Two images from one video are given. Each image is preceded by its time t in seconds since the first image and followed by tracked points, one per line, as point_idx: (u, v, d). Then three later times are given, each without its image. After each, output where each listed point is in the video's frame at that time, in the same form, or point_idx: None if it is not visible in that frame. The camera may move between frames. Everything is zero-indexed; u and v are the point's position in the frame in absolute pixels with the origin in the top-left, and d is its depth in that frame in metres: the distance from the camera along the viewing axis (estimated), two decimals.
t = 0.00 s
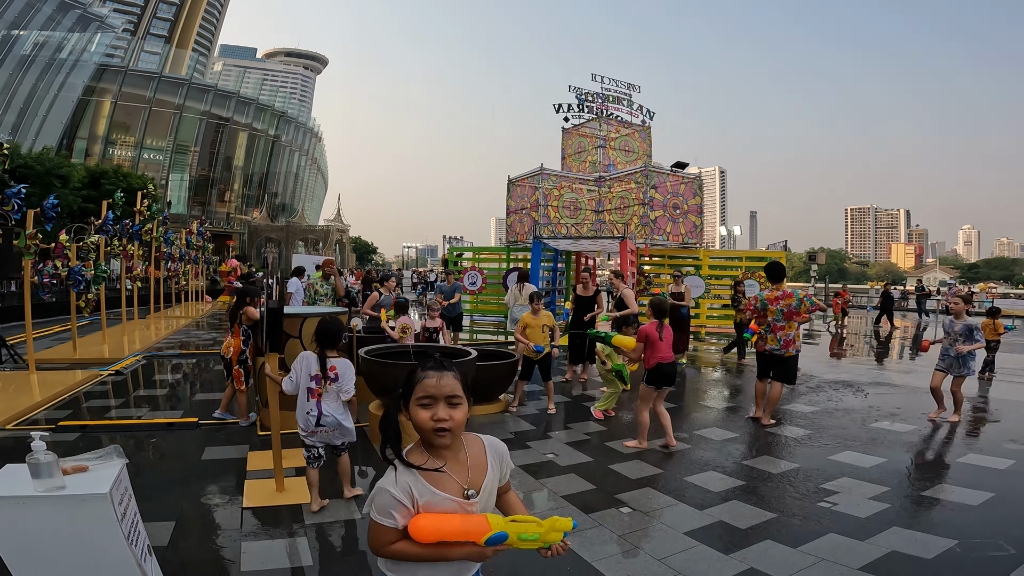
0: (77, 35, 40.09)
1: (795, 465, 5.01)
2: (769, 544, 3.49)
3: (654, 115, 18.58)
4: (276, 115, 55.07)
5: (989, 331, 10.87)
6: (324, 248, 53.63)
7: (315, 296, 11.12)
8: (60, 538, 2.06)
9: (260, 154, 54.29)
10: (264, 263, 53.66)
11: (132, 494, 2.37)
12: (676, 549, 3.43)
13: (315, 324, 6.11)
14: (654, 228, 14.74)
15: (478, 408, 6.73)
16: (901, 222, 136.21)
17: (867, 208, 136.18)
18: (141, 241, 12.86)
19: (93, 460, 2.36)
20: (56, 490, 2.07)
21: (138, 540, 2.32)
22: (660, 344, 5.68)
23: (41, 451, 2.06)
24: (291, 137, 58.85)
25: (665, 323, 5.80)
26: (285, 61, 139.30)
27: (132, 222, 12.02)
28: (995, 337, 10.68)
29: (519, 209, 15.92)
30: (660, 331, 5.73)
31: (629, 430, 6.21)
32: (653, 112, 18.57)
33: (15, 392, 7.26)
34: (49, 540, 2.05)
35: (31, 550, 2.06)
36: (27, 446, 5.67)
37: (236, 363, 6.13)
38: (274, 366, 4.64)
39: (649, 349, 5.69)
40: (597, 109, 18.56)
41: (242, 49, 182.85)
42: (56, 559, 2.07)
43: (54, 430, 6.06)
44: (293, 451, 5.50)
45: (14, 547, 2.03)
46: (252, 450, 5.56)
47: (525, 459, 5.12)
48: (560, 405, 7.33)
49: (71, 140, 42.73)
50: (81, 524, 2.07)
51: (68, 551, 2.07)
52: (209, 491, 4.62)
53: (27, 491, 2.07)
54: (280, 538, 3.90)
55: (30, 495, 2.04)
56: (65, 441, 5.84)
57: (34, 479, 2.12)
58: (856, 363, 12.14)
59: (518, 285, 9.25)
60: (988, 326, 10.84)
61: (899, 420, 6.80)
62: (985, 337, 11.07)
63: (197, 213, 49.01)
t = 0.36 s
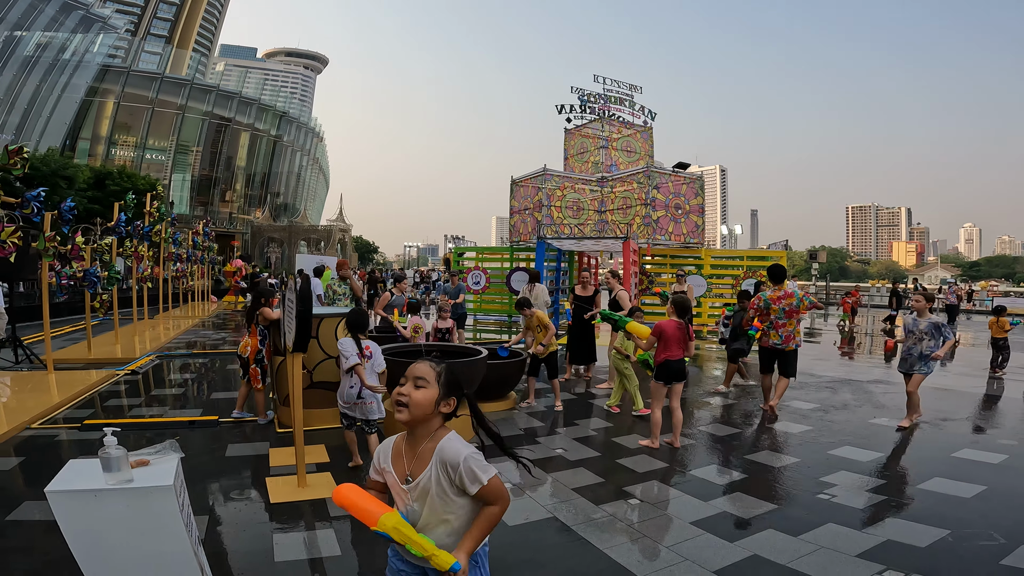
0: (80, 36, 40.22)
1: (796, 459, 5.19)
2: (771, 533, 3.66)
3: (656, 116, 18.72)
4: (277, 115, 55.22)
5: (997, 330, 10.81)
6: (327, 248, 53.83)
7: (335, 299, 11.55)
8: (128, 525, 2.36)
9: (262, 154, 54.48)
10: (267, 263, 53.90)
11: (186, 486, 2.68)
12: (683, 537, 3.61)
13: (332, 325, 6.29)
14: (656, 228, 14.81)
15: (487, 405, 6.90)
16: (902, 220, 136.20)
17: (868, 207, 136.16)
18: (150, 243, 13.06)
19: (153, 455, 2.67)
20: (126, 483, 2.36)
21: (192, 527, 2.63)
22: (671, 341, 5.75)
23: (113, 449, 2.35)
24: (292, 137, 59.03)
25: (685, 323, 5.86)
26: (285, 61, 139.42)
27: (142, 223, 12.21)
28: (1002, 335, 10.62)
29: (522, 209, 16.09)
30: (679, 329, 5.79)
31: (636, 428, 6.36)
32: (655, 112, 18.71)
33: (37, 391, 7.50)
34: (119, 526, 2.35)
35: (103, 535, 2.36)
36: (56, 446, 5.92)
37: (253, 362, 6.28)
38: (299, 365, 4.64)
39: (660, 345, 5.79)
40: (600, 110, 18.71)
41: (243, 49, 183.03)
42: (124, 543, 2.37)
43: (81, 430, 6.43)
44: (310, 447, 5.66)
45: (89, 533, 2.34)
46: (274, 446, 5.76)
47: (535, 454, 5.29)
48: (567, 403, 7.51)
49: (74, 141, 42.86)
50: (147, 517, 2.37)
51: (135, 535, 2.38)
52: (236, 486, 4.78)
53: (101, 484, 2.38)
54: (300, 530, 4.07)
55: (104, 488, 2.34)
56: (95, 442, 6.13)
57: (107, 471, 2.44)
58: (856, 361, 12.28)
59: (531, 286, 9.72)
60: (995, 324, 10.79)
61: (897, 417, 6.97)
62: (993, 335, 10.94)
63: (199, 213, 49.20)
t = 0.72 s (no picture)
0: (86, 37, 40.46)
1: (793, 456, 5.31)
2: (768, 526, 3.80)
3: (658, 117, 18.85)
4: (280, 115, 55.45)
5: (1002, 329, 11.06)
6: (330, 248, 54.08)
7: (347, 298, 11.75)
8: (165, 516, 2.47)
9: (266, 154, 54.74)
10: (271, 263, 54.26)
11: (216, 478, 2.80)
12: (682, 529, 3.75)
13: (341, 324, 6.42)
14: (658, 229, 14.88)
15: (491, 403, 7.05)
16: (905, 220, 136.07)
17: (871, 206, 136.01)
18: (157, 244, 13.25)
19: (185, 449, 2.80)
20: (163, 475, 2.48)
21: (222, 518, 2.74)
22: (672, 341, 5.83)
23: (153, 443, 2.48)
24: (295, 137, 59.30)
25: (686, 323, 5.98)
26: (288, 61, 139.65)
27: (151, 224, 12.43)
28: (1009, 335, 10.84)
29: (525, 210, 16.24)
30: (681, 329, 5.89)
31: (636, 425, 6.51)
32: (657, 113, 18.84)
33: (52, 390, 7.68)
34: (156, 516, 2.47)
35: (141, 526, 2.48)
36: (75, 444, 6.09)
37: (260, 361, 6.45)
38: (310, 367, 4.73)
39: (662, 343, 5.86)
40: (602, 111, 18.84)
41: (246, 49, 183.52)
42: (160, 534, 2.48)
43: (98, 428, 6.64)
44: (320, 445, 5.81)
45: (127, 523, 2.45)
46: (285, 443, 5.91)
47: (538, 450, 5.44)
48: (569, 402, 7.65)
49: (79, 141, 43.09)
50: (182, 508, 2.48)
51: (171, 527, 2.48)
52: (249, 482, 4.92)
53: (140, 476, 2.50)
54: (311, 524, 4.21)
55: (143, 480, 2.46)
56: (113, 439, 6.33)
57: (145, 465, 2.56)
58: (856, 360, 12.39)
59: (542, 286, 9.97)
60: (1001, 324, 11.04)
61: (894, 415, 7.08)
62: (1000, 335, 11.20)
63: (203, 214, 49.46)
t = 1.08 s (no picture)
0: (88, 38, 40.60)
1: (791, 453, 5.38)
2: (765, 519, 3.87)
3: (658, 117, 18.92)
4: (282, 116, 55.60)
5: (1008, 328, 11.26)
6: (332, 249, 54.21)
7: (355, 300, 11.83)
8: (183, 506, 2.55)
9: (267, 155, 54.90)
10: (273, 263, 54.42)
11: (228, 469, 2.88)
12: (681, 522, 3.83)
13: (345, 322, 6.50)
14: (659, 229, 14.93)
15: (494, 401, 7.12)
16: (907, 220, 135.91)
17: (873, 206, 135.87)
18: (161, 245, 13.41)
19: (198, 441, 2.88)
20: (180, 466, 2.57)
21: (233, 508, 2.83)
22: (670, 340, 5.91)
23: (171, 433, 2.56)
24: (297, 138, 59.48)
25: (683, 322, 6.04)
26: (289, 62, 139.84)
27: (155, 225, 12.53)
28: (1013, 332, 11.03)
29: (526, 210, 16.31)
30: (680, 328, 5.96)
31: (636, 423, 6.59)
32: (657, 114, 18.91)
33: (60, 389, 7.80)
34: (174, 506, 2.54)
35: (158, 516, 2.55)
36: (85, 442, 6.19)
37: (257, 360, 6.50)
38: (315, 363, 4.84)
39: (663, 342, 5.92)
40: (603, 112, 18.90)
41: (247, 50, 183.91)
42: (176, 524, 2.56)
43: (108, 425, 6.76)
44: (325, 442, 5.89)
45: (144, 514, 2.52)
46: (290, 439, 5.99)
47: (540, 447, 5.51)
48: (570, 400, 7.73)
49: (81, 142, 43.17)
50: (199, 498, 2.57)
51: (187, 516, 2.56)
52: (256, 478, 5.02)
53: (157, 467, 2.57)
54: (317, 518, 4.29)
55: (161, 470, 2.53)
56: (120, 436, 6.40)
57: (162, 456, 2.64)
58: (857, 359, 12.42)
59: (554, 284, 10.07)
60: (1007, 323, 11.25)
61: (893, 413, 7.14)
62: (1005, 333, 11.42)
63: (206, 215, 49.62)
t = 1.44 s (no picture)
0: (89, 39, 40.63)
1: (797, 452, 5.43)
2: (771, 517, 3.93)
3: (660, 118, 18.97)
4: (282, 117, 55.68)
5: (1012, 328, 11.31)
6: (333, 250, 54.32)
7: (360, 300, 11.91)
8: (204, 502, 2.73)
9: (268, 156, 55.00)
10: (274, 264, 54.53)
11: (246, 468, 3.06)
12: (688, 520, 3.89)
13: (351, 323, 6.58)
14: (660, 230, 14.97)
15: (499, 401, 7.20)
16: (907, 220, 136.05)
17: (873, 206, 136.02)
18: (165, 246, 13.45)
19: (220, 440, 3.06)
20: (203, 465, 2.74)
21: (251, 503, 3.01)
22: (673, 340, 6.00)
23: (195, 434, 2.74)
24: (297, 138, 59.58)
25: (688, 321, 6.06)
26: (289, 62, 139.89)
27: (159, 226, 12.62)
28: (1017, 333, 11.07)
29: (528, 211, 16.34)
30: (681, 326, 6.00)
31: (641, 422, 6.66)
32: (659, 115, 18.96)
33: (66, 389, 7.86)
34: (194, 503, 2.72)
35: (180, 512, 2.72)
36: (93, 442, 6.24)
37: (265, 361, 6.58)
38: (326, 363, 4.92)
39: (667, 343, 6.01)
40: (604, 113, 18.93)
41: (247, 51, 184.10)
42: (198, 519, 2.73)
43: (117, 425, 6.82)
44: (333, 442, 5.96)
45: (168, 510, 2.69)
46: (299, 440, 6.04)
47: (547, 446, 5.56)
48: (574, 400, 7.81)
49: (82, 143, 43.03)
50: (219, 496, 2.74)
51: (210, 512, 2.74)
52: (268, 477, 5.07)
53: (182, 466, 2.74)
54: (326, 517, 4.33)
55: (186, 469, 2.71)
56: (127, 437, 6.44)
57: (185, 456, 2.82)
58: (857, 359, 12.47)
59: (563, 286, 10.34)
60: (1011, 324, 11.30)
61: (896, 412, 7.18)
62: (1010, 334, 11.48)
63: (207, 215, 49.73)
